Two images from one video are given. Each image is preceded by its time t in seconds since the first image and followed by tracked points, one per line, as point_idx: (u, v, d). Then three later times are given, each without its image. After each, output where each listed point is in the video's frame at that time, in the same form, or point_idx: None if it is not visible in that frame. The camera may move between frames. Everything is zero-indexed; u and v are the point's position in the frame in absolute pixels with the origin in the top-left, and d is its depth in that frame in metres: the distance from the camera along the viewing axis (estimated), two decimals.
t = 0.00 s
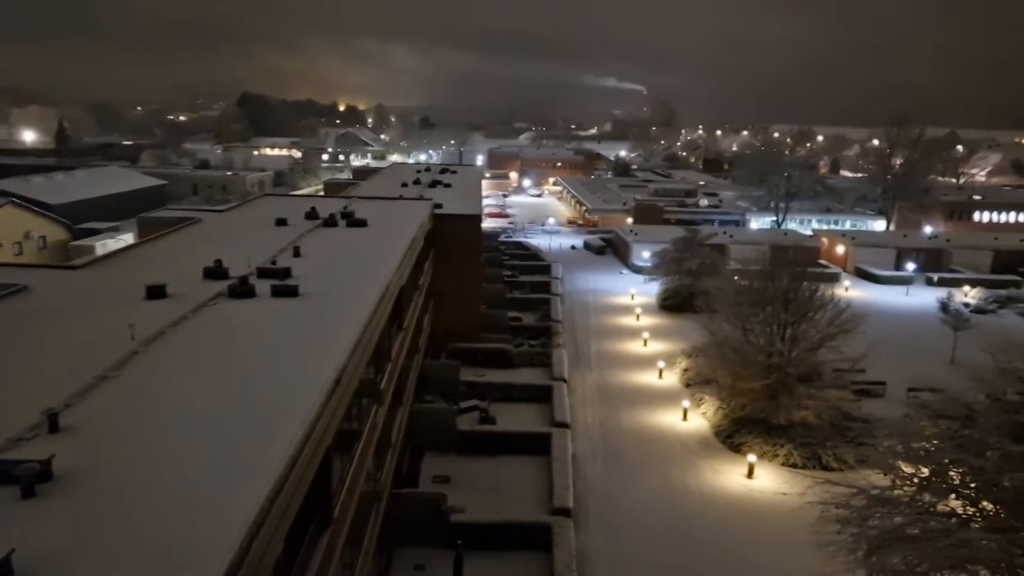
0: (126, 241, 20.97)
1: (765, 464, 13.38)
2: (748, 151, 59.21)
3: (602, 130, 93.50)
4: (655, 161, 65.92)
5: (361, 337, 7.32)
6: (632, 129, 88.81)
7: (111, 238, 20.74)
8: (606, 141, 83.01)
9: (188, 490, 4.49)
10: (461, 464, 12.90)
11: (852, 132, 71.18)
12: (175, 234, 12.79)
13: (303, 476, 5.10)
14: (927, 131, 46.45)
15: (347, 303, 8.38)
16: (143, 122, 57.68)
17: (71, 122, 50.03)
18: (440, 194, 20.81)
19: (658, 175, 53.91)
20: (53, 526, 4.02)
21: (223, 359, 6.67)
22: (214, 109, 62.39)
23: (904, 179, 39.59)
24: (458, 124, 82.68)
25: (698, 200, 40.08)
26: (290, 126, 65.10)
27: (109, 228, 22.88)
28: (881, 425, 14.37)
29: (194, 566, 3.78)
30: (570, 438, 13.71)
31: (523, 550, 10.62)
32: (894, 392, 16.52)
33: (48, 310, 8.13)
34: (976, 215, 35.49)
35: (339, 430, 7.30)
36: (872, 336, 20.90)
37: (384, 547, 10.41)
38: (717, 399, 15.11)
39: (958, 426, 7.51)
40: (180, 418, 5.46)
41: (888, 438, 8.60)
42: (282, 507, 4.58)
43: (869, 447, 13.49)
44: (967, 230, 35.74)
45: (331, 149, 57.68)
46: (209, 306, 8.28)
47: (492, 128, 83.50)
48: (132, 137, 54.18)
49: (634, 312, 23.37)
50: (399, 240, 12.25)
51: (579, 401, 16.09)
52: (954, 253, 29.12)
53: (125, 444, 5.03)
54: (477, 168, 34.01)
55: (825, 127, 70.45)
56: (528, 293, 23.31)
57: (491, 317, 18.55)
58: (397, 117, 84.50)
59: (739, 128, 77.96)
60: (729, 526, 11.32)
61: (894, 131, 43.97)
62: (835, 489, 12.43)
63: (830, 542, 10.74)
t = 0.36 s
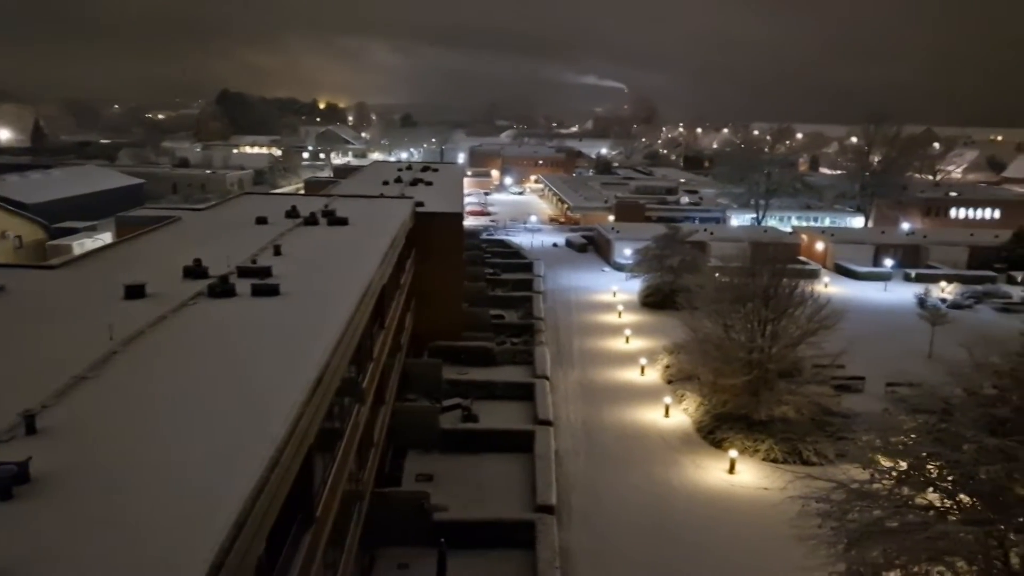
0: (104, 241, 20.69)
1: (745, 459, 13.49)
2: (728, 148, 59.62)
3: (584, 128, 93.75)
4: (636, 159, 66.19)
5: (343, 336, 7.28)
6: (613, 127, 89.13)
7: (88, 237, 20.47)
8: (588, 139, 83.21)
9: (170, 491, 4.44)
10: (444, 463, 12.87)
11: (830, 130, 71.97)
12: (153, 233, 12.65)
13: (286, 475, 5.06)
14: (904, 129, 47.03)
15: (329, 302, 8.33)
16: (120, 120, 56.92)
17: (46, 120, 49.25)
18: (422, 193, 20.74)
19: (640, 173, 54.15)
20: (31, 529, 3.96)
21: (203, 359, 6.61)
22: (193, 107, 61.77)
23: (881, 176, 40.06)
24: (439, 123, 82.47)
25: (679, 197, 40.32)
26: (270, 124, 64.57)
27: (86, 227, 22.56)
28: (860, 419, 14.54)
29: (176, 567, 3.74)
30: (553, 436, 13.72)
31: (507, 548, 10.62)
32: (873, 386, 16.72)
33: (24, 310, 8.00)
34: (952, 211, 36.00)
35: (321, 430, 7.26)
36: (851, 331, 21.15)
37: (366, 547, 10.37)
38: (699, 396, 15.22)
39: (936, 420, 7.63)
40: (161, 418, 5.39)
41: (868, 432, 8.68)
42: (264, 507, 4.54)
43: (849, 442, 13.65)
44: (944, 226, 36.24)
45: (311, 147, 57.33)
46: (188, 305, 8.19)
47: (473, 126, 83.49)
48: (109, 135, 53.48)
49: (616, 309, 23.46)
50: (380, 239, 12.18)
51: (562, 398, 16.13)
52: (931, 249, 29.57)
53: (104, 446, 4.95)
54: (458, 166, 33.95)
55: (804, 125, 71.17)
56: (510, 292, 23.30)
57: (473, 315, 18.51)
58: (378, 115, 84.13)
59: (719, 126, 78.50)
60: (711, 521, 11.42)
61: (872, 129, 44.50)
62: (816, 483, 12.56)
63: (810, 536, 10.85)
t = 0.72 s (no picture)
0: (82, 238, 20.43)
1: (726, 455, 13.60)
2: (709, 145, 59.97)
3: (565, 125, 93.92)
4: (618, 156, 66.42)
5: (323, 334, 7.21)
6: (594, 124, 89.37)
7: (65, 235, 20.18)
8: (569, 136, 83.36)
9: (145, 491, 4.37)
10: (427, 460, 12.85)
11: (809, 127, 72.60)
12: (131, 229, 12.50)
13: (267, 472, 5.02)
14: (882, 126, 47.56)
15: (309, 299, 8.26)
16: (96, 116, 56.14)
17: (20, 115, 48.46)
18: (403, 189, 20.67)
19: (621, 170, 54.33)
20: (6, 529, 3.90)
21: (182, 357, 6.53)
22: (171, 102, 61.08)
23: (860, 174, 40.49)
24: (421, 119, 82.23)
25: (660, 194, 40.51)
26: (250, 121, 64.01)
27: (63, 224, 22.23)
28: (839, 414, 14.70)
29: (150, 569, 3.67)
30: (535, 432, 13.74)
31: (489, 544, 10.62)
32: (852, 382, 16.90)
33: None
34: (929, 208, 36.45)
35: (302, 428, 7.21)
36: (830, 327, 21.37)
37: (348, 544, 10.32)
38: (680, 392, 15.31)
39: (912, 414, 7.71)
40: (140, 416, 5.34)
41: (846, 427, 8.77)
42: (243, 506, 4.48)
43: (828, 436, 13.80)
44: (921, 223, 36.68)
45: (292, 144, 56.94)
46: (168, 303, 8.10)
47: (455, 123, 83.34)
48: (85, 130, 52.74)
49: (597, 306, 23.52)
50: (361, 236, 12.12)
51: (544, 395, 16.16)
52: (908, 245, 29.92)
53: (82, 445, 4.88)
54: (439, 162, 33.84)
55: (784, 122, 71.80)
56: (492, 288, 23.28)
57: (455, 312, 18.48)
58: (359, 111, 83.67)
59: (700, 123, 78.98)
60: (692, 516, 11.50)
61: (851, 127, 44.94)
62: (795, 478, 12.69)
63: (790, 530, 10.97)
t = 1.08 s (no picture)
0: (60, 237, 20.16)
1: (709, 452, 13.70)
2: (691, 144, 60.31)
3: (548, 124, 94.04)
4: (600, 155, 66.60)
5: (306, 333, 7.16)
6: (577, 123, 89.56)
7: (44, 235, 19.91)
8: (552, 135, 83.47)
9: (127, 492, 4.32)
10: (410, 459, 12.82)
11: (790, 126, 73.15)
12: (110, 229, 12.34)
13: (249, 471, 4.97)
14: (862, 126, 48.04)
15: (291, 299, 8.20)
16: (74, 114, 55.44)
17: None
18: (386, 188, 20.59)
19: (604, 168, 54.50)
20: None
21: (162, 357, 6.45)
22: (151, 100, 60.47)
23: (840, 173, 40.89)
24: (403, 118, 82.00)
25: (643, 193, 40.70)
26: (231, 119, 63.51)
27: (41, 223, 21.94)
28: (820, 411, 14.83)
29: (132, 570, 3.63)
30: (519, 431, 13.74)
31: (472, 543, 10.60)
32: (832, 379, 17.07)
33: None
34: (908, 206, 36.90)
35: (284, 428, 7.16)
36: (811, 325, 21.57)
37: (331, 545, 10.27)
38: (662, 389, 15.38)
39: (892, 411, 7.80)
40: (122, 417, 5.28)
41: (827, 424, 8.84)
42: (226, 506, 4.43)
43: (809, 433, 13.93)
44: (900, 221, 37.12)
45: (273, 142, 56.54)
46: (148, 303, 8.00)
47: (438, 122, 83.14)
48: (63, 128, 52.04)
49: (581, 304, 23.57)
50: (344, 234, 12.04)
51: (528, 393, 16.17)
52: (888, 244, 30.27)
53: (62, 445, 4.82)
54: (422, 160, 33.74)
55: (765, 122, 72.32)
56: (475, 287, 23.26)
57: (439, 311, 18.43)
58: (341, 110, 83.31)
59: (682, 123, 79.38)
60: (675, 513, 11.57)
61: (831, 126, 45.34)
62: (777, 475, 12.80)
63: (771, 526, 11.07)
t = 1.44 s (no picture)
0: (36, 235, 19.87)
1: (690, 448, 13.77)
2: (672, 141, 60.61)
3: (529, 121, 94.11)
4: (582, 152, 66.73)
5: (287, 330, 7.09)
6: (559, 120, 89.74)
7: (19, 233, 19.61)
8: (534, 133, 83.50)
9: (106, 493, 4.25)
10: (393, 457, 12.77)
11: (771, 124, 73.77)
12: (87, 227, 12.17)
13: (230, 470, 4.91)
14: (841, 124, 48.52)
15: (271, 296, 8.12)
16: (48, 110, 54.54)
17: None
18: (368, 185, 20.50)
19: (586, 166, 54.58)
20: None
21: (140, 357, 6.36)
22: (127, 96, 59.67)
23: (819, 170, 41.30)
24: (385, 115, 81.64)
25: (625, 190, 40.83)
26: (210, 115, 62.86)
27: (17, 221, 21.59)
28: (800, 407, 14.94)
29: (112, 570, 3.57)
30: (502, 428, 13.73)
31: (455, 541, 10.58)
32: (813, 375, 17.22)
33: None
34: (886, 203, 37.34)
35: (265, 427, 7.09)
36: (792, 321, 21.76)
37: (314, 544, 10.21)
38: (644, 386, 15.44)
39: (871, 405, 7.87)
40: (99, 417, 5.20)
41: (807, 418, 8.91)
42: (207, 507, 4.37)
43: (789, 429, 14.03)
44: (879, 217, 37.53)
45: (253, 139, 56.09)
46: (126, 302, 7.89)
47: (420, 119, 82.87)
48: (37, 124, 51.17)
49: (563, 301, 23.60)
50: (325, 232, 11.95)
51: (510, 390, 16.16)
52: (867, 241, 30.57)
53: (40, 445, 4.74)
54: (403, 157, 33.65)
55: (746, 119, 72.85)
56: (458, 285, 23.22)
57: (421, 308, 18.38)
58: (322, 107, 82.75)
59: (663, 120, 79.72)
60: (658, 508, 11.62)
61: (811, 124, 45.75)
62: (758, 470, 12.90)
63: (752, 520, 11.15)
